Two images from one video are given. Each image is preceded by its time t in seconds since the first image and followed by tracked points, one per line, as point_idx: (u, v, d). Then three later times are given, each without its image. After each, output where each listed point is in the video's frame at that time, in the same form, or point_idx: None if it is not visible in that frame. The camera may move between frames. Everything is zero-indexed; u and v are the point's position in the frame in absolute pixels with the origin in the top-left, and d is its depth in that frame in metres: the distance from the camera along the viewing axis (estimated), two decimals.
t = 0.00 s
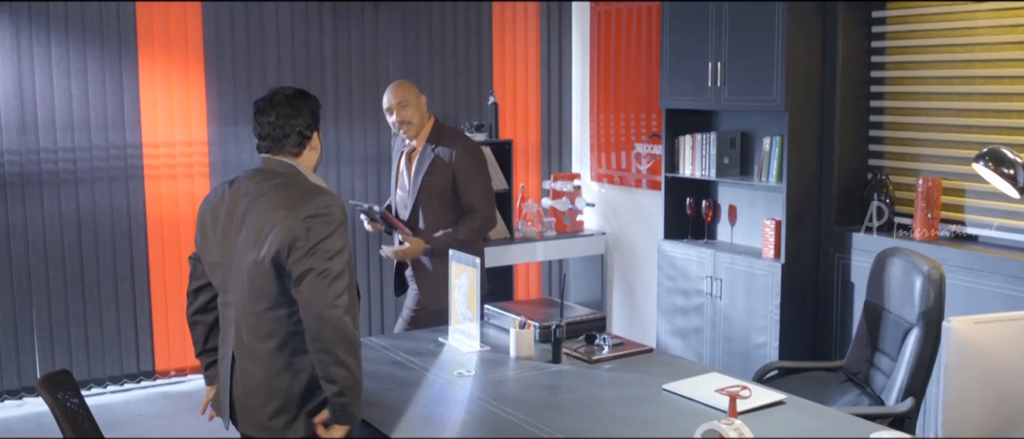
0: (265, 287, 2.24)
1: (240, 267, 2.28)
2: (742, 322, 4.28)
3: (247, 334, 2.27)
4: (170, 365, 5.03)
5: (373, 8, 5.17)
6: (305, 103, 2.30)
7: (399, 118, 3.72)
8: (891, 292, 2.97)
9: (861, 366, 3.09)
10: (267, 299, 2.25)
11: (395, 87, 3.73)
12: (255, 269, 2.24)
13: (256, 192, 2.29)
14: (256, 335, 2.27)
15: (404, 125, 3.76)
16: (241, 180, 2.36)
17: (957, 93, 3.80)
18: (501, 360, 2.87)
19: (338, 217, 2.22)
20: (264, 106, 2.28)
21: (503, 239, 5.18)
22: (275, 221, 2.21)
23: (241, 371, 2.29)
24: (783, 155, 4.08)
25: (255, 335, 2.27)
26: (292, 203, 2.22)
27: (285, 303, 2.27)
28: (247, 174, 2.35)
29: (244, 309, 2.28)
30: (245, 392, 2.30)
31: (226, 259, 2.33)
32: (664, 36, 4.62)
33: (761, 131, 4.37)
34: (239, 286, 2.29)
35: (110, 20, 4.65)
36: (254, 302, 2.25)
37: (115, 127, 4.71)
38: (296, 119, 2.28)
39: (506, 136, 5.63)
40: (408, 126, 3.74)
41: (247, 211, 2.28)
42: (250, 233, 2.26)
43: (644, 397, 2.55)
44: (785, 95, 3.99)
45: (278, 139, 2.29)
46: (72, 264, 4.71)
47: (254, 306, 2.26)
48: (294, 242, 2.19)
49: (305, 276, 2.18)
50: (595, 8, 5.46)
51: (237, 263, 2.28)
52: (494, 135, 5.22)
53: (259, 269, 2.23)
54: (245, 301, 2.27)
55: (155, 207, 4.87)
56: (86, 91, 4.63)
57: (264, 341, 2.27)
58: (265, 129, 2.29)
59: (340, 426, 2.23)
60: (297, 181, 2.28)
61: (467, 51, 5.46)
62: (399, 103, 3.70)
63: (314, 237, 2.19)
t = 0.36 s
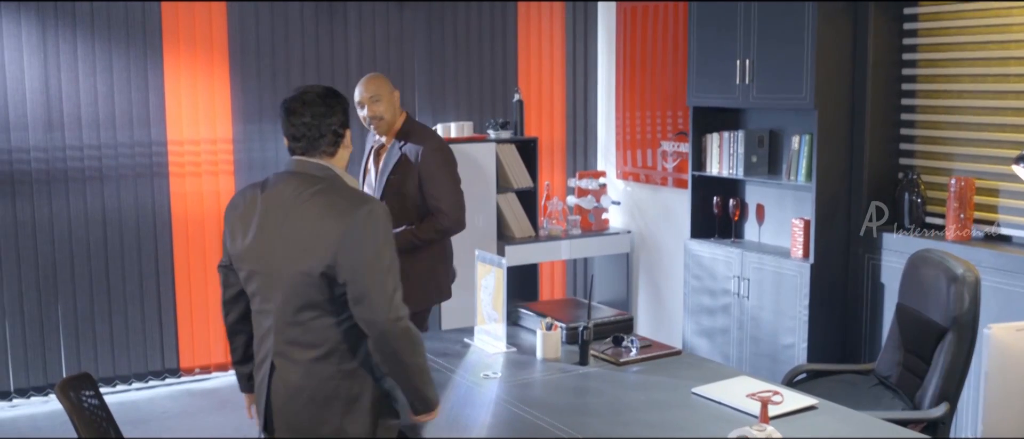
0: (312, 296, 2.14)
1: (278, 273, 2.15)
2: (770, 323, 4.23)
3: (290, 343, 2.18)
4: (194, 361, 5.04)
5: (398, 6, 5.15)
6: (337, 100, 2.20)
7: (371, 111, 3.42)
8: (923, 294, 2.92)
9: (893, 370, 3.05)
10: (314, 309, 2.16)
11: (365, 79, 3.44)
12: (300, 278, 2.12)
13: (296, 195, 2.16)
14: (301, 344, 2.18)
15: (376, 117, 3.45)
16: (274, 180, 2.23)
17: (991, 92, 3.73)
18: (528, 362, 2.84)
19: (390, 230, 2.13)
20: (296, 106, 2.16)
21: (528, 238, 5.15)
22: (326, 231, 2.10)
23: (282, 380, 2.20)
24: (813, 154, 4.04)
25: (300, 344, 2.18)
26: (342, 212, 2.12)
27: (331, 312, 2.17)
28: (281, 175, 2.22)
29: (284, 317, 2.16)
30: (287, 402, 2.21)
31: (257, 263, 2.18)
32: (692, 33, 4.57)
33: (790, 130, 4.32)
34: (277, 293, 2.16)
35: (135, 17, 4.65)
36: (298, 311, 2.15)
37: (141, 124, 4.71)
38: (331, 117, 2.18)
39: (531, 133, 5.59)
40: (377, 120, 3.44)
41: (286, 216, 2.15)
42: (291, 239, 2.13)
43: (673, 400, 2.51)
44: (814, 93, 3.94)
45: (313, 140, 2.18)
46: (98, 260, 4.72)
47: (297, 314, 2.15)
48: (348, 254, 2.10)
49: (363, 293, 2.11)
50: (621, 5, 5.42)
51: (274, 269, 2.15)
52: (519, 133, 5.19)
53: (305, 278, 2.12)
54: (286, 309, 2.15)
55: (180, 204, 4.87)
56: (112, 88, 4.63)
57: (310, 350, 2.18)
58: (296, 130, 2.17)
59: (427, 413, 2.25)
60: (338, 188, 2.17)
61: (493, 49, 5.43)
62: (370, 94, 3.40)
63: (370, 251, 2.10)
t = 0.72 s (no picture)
0: (375, 308, 2.06)
1: (339, 285, 2.05)
2: (800, 325, 4.17)
3: (344, 352, 2.09)
4: (219, 360, 5.04)
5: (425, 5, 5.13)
6: (396, 103, 2.11)
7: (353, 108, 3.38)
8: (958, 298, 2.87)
9: (926, 374, 3.00)
10: (375, 320, 2.08)
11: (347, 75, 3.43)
12: (367, 291, 2.04)
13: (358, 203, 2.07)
14: (356, 353, 2.09)
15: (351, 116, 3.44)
16: (326, 182, 2.12)
17: None
18: (556, 365, 2.81)
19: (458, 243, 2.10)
20: (354, 109, 2.07)
21: (553, 238, 5.12)
22: (398, 245, 2.04)
23: (332, 389, 2.11)
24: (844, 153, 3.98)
25: (355, 354, 2.09)
26: (413, 225, 2.05)
27: (391, 323, 2.10)
28: (334, 178, 2.12)
29: (340, 327, 2.07)
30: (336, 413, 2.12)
31: (311, 270, 2.08)
32: (722, 32, 4.52)
33: (821, 129, 4.27)
34: (336, 302, 2.06)
35: (162, 16, 4.64)
36: (359, 322, 2.07)
37: (168, 123, 4.71)
38: (389, 123, 2.10)
39: (558, 132, 5.55)
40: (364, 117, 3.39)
41: (349, 225, 2.06)
42: (357, 249, 2.04)
43: (705, 405, 2.47)
44: (846, 92, 3.88)
45: (370, 144, 2.11)
46: (124, 259, 4.72)
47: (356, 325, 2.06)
48: (423, 270, 2.05)
49: (437, 307, 2.07)
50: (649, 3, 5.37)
51: (335, 278, 2.05)
52: (546, 132, 5.15)
53: (371, 290, 2.04)
54: (345, 319, 2.07)
55: (206, 203, 4.87)
56: (139, 87, 4.64)
57: (366, 360, 2.10)
58: (351, 133, 2.10)
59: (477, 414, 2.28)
60: (402, 198, 2.09)
61: (520, 47, 5.39)
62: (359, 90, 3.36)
63: (445, 268, 2.06)
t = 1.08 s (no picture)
0: (431, 308, 2.05)
1: (395, 284, 2.02)
2: (832, 326, 4.11)
3: (396, 354, 2.07)
4: (246, 358, 5.03)
5: None
6: (438, 104, 2.12)
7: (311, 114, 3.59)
8: (1000, 300, 2.81)
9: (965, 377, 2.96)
10: (430, 320, 2.06)
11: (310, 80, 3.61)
12: (424, 290, 2.02)
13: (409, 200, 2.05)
14: (407, 355, 2.07)
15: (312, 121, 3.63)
16: (371, 181, 2.08)
17: None
18: (586, 365, 2.78)
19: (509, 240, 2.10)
20: (402, 107, 2.06)
21: (581, 236, 5.08)
22: (455, 243, 2.03)
23: (381, 392, 2.09)
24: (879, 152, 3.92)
25: (407, 355, 2.07)
26: (466, 222, 2.05)
27: (443, 323, 2.09)
28: (379, 176, 2.09)
29: (393, 328, 2.05)
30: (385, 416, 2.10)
31: (361, 270, 2.04)
32: (753, 28, 4.47)
33: (854, 127, 4.21)
34: (389, 303, 2.03)
35: (190, 12, 4.64)
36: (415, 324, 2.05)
37: (196, 120, 4.71)
38: (435, 120, 2.10)
39: (587, 129, 5.50)
40: (330, 120, 3.58)
41: (402, 223, 2.03)
42: (413, 247, 2.02)
43: (740, 407, 2.43)
44: (881, 90, 3.82)
45: (416, 143, 2.10)
46: (153, 256, 4.72)
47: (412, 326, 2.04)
48: (479, 268, 2.04)
49: (493, 307, 2.08)
50: None
51: (390, 278, 2.02)
52: (574, 129, 5.12)
53: (427, 289, 2.02)
54: (399, 320, 2.04)
55: (234, 200, 4.86)
56: (167, 83, 4.63)
57: (418, 362, 2.08)
58: (400, 132, 2.08)
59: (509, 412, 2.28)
60: (451, 196, 2.08)
61: (548, 43, 5.35)
62: (316, 95, 3.55)
63: (500, 266, 2.07)
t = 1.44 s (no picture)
0: (477, 303, 2.10)
1: (443, 282, 2.05)
2: (868, 327, 4.05)
3: (444, 352, 2.10)
4: (276, 355, 5.03)
5: None
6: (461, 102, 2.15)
7: (292, 104, 3.21)
8: None
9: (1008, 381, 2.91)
10: (475, 316, 2.11)
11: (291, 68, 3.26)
12: (471, 285, 2.07)
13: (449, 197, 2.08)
14: (454, 352, 2.10)
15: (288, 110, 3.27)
16: (406, 179, 2.09)
17: None
18: (621, 366, 2.75)
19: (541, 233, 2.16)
20: (431, 104, 2.08)
21: (613, 235, 5.06)
22: (497, 237, 2.07)
23: (429, 390, 2.11)
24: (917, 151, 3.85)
25: (454, 352, 2.10)
26: (505, 216, 2.09)
27: (486, 319, 2.14)
28: (414, 174, 2.10)
29: (441, 326, 2.08)
30: (433, 413, 2.12)
31: (409, 270, 2.05)
32: (789, 25, 4.41)
33: (891, 126, 4.14)
34: (438, 300, 2.06)
35: (222, 9, 4.63)
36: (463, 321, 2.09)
37: (227, 117, 4.70)
38: (461, 116, 2.13)
39: (618, 128, 5.46)
40: (311, 110, 3.22)
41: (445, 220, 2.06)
42: (459, 244, 2.05)
43: (779, 410, 2.39)
44: (920, 88, 3.76)
45: (447, 139, 2.11)
46: (183, 253, 4.73)
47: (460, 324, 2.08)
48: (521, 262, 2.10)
49: (531, 300, 2.16)
50: None
51: (438, 275, 2.05)
52: (606, 128, 5.07)
53: (474, 284, 2.07)
54: (448, 317, 2.07)
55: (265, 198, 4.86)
56: (199, 81, 4.63)
57: (465, 359, 2.12)
58: (431, 129, 2.09)
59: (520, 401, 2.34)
60: (487, 192, 2.12)
61: (581, 41, 5.31)
62: (300, 83, 3.20)
63: (537, 259, 2.14)
